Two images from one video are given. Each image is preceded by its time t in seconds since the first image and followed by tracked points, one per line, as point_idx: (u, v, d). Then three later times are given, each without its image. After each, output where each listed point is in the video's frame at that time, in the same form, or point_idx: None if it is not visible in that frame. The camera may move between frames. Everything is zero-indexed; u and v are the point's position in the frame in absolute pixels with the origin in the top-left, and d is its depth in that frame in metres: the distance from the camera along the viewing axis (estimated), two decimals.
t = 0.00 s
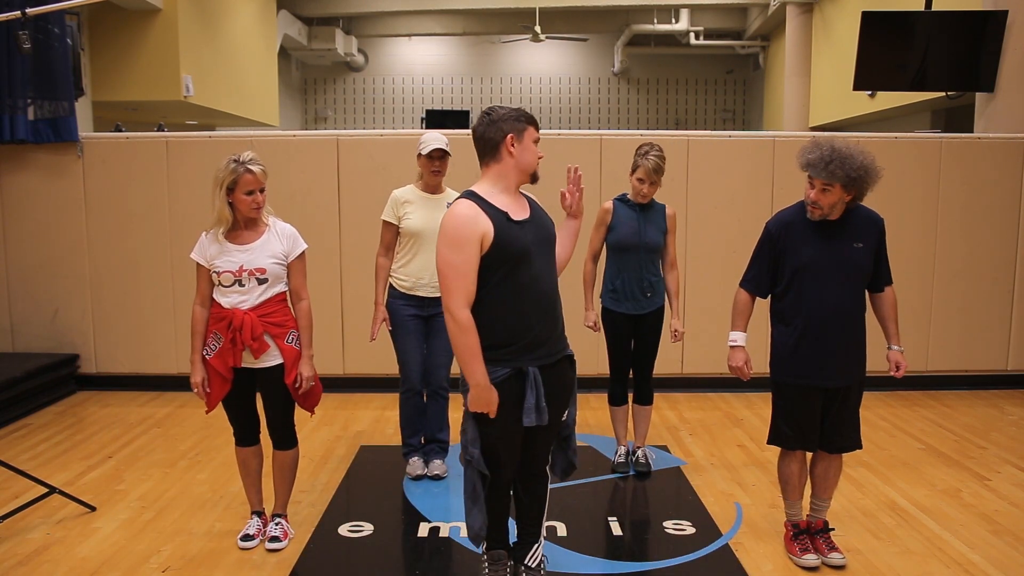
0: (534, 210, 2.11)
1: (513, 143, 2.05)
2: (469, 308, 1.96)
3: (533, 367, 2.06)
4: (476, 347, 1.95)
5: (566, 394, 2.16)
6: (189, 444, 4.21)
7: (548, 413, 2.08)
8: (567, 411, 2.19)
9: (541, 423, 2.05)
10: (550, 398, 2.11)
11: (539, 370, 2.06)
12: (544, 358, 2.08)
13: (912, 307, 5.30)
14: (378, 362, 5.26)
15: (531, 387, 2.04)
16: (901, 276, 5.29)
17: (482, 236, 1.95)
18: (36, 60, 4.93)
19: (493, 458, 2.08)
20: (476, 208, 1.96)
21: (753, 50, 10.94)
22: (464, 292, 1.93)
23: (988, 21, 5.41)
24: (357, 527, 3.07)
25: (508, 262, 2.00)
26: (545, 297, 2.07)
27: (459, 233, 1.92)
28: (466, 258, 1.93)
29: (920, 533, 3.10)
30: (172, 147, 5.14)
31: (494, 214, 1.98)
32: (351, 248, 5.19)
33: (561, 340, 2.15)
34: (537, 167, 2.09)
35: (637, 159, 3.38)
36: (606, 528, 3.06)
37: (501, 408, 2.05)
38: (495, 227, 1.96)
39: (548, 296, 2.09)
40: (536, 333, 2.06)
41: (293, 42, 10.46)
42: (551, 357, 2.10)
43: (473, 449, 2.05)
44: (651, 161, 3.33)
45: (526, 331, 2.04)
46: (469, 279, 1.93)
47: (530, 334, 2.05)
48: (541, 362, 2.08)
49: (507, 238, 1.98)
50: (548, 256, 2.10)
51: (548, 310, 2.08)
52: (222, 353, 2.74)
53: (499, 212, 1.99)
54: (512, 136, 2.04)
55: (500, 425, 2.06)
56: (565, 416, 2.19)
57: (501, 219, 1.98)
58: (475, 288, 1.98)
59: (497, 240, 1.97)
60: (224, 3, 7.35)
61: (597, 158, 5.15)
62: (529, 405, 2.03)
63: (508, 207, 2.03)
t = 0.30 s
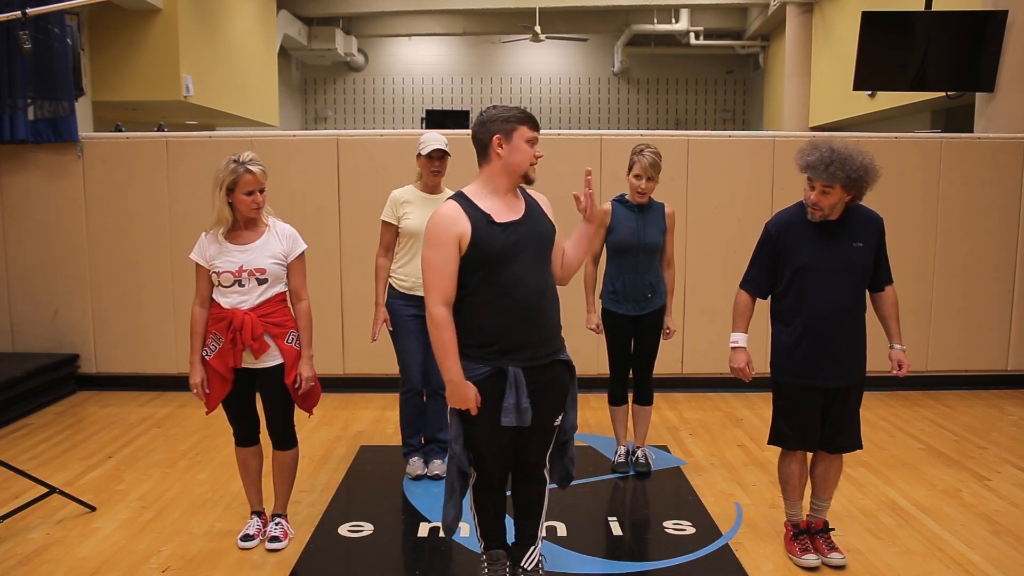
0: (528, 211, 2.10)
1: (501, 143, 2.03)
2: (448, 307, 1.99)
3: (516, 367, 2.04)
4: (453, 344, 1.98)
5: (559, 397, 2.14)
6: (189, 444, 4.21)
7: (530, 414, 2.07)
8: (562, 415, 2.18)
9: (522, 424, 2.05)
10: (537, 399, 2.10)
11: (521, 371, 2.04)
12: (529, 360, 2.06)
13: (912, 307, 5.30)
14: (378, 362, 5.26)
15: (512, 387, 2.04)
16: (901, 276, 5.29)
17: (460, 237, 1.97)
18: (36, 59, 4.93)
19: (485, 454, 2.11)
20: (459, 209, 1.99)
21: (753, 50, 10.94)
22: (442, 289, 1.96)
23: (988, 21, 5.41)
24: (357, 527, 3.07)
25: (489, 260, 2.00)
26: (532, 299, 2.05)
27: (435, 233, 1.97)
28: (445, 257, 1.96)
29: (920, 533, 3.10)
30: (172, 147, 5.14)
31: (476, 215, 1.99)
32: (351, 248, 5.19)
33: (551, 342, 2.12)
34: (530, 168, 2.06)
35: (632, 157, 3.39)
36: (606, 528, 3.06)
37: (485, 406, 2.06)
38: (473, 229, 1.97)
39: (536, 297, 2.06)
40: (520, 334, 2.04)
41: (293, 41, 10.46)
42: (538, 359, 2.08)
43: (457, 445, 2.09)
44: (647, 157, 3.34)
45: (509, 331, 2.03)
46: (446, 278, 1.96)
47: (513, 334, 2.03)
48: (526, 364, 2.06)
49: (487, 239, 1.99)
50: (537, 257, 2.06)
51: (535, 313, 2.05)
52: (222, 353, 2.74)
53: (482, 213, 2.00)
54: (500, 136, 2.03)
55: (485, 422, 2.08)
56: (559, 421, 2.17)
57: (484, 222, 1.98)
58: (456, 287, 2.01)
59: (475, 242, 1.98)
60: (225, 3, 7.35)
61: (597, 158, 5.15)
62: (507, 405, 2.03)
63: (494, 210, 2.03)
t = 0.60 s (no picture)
0: (524, 212, 2.07)
1: (480, 146, 2.08)
2: (427, 295, 2.13)
3: (490, 365, 2.06)
4: (427, 330, 2.13)
5: (547, 401, 2.13)
6: (189, 444, 4.21)
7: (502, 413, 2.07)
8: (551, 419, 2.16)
9: (490, 423, 2.06)
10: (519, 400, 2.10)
11: (495, 369, 2.06)
12: (505, 360, 2.07)
13: (912, 307, 5.30)
14: (378, 362, 5.26)
15: (483, 384, 2.06)
16: (900, 276, 5.29)
17: (444, 232, 2.09)
18: (36, 59, 4.93)
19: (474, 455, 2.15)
20: (451, 207, 2.10)
21: (753, 50, 10.94)
22: (424, 278, 2.13)
23: (988, 21, 5.41)
24: (357, 527, 3.07)
25: (471, 258, 2.06)
26: (513, 300, 2.05)
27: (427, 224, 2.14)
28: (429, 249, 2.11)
29: (920, 533, 3.10)
30: (171, 147, 5.14)
31: (462, 213, 2.07)
32: (351, 248, 5.19)
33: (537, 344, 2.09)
34: (503, 166, 2.02)
35: (631, 156, 3.39)
36: (606, 528, 3.06)
37: (464, 402, 2.13)
38: (456, 226, 2.07)
39: (518, 299, 2.05)
40: (497, 332, 2.06)
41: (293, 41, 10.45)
42: (516, 360, 2.07)
43: (443, 445, 2.20)
44: (645, 156, 3.35)
45: (488, 330, 2.07)
46: (428, 266, 2.13)
47: (490, 331, 2.07)
48: (502, 363, 2.07)
49: (467, 238, 2.05)
50: (520, 260, 2.05)
51: (515, 314, 2.05)
52: (221, 353, 2.74)
53: (468, 212, 2.07)
54: (479, 139, 2.08)
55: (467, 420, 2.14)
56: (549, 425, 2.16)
57: (468, 222, 2.06)
58: (442, 279, 2.14)
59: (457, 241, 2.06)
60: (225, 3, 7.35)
61: (597, 158, 5.15)
62: (477, 400, 2.05)
63: (481, 210, 2.08)
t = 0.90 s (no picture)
0: (522, 224, 2.08)
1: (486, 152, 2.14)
2: (409, 274, 2.19)
3: (482, 360, 2.11)
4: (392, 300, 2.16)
5: (543, 399, 2.15)
6: (189, 444, 4.21)
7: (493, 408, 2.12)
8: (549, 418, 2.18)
9: (481, 416, 2.10)
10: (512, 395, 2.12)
11: (487, 365, 2.10)
12: (498, 356, 2.11)
13: (912, 307, 5.30)
14: (378, 362, 5.26)
15: (475, 378, 2.11)
16: (900, 276, 5.29)
17: (444, 224, 2.18)
18: (36, 59, 4.93)
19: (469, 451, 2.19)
20: (458, 205, 2.18)
21: (753, 50, 10.95)
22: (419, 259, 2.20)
23: (988, 21, 5.41)
24: (357, 527, 3.07)
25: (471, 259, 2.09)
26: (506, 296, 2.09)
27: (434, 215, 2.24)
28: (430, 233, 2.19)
29: (920, 533, 3.09)
30: (171, 147, 5.14)
31: (464, 214, 2.13)
32: (351, 248, 5.19)
33: (531, 343, 2.13)
34: (501, 172, 2.07)
35: (629, 157, 3.39)
36: (606, 528, 3.06)
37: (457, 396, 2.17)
38: (457, 225, 2.14)
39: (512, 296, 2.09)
40: (490, 327, 2.11)
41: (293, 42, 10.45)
42: (510, 356, 2.11)
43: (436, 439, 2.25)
44: (643, 157, 3.34)
45: (482, 327, 2.12)
46: (424, 250, 2.21)
47: (482, 327, 2.11)
48: (495, 359, 2.11)
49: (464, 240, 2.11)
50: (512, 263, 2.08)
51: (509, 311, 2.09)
52: (221, 353, 2.74)
53: (470, 213, 2.13)
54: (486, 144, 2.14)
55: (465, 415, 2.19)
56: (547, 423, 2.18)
57: (467, 225, 2.11)
58: (428, 272, 2.21)
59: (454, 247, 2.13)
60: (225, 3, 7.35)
61: (598, 158, 5.15)
62: (469, 394, 2.11)
63: (482, 213, 2.13)
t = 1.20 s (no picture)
0: (507, 223, 2.22)
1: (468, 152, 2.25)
2: (395, 284, 2.32)
3: (474, 362, 2.25)
4: (381, 311, 2.30)
5: (534, 396, 2.29)
6: (189, 443, 4.21)
7: (490, 408, 2.27)
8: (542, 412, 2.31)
9: (478, 417, 2.26)
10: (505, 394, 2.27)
11: (479, 366, 2.25)
12: (489, 358, 2.26)
13: (912, 306, 5.30)
14: (378, 362, 5.26)
15: (468, 381, 2.25)
16: (900, 276, 5.29)
17: (427, 234, 2.29)
18: (36, 58, 4.93)
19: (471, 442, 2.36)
20: (438, 208, 2.29)
21: (753, 50, 10.94)
22: (403, 268, 2.31)
23: (988, 21, 5.41)
24: (357, 526, 3.08)
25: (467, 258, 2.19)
26: (496, 302, 2.23)
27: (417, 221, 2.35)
28: (413, 243, 2.30)
29: (920, 533, 3.09)
30: (172, 147, 5.14)
31: (445, 218, 2.25)
32: (351, 248, 5.20)
33: (519, 343, 2.26)
34: (485, 173, 2.18)
35: (627, 157, 3.39)
36: (606, 528, 3.06)
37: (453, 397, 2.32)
38: (438, 229, 2.26)
39: (502, 301, 2.23)
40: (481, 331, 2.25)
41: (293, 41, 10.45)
42: (501, 357, 2.25)
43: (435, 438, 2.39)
44: (642, 157, 3.35)
45: (471, 330, 2.26)
46: (407, 260, 2.32)
47: (474, 331, 2.26)
48: (485, 361, 2.26)
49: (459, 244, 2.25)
50: (498, 267, 2.22)
51: (499, 314, 2.23)
52: (212, 349, 2.75)
53: (451, 216, 2.25)
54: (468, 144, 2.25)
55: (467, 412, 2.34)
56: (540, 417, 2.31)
57: (448, 229, 2.24)
58: (415, 279, 2.33)
59: (443, 252, 2.25)
60: (225, 3, 7.35)
61: (597, 158, 5.15)
62: (466, 396, 2.24)
63: (464, 215, 2.25)
